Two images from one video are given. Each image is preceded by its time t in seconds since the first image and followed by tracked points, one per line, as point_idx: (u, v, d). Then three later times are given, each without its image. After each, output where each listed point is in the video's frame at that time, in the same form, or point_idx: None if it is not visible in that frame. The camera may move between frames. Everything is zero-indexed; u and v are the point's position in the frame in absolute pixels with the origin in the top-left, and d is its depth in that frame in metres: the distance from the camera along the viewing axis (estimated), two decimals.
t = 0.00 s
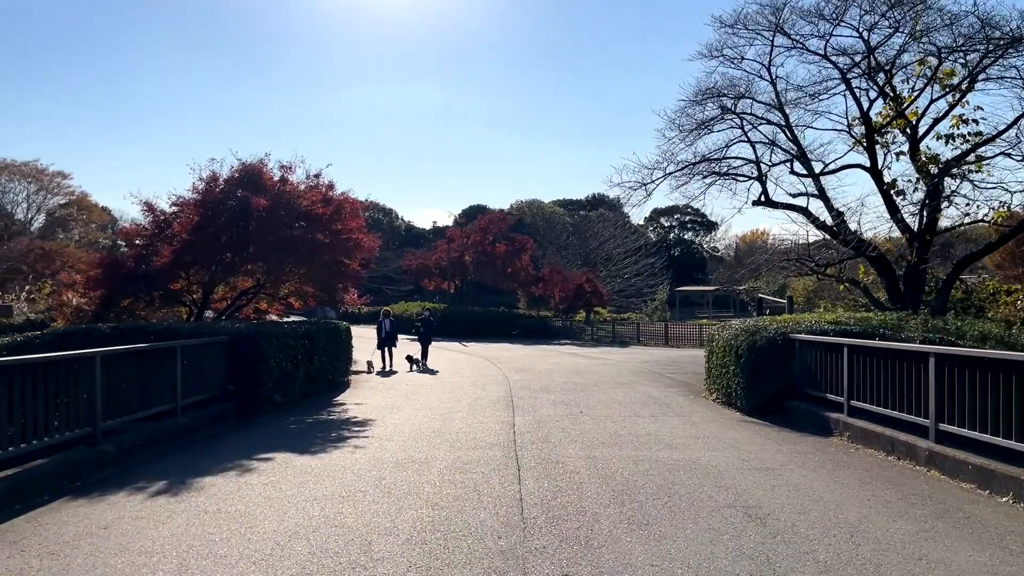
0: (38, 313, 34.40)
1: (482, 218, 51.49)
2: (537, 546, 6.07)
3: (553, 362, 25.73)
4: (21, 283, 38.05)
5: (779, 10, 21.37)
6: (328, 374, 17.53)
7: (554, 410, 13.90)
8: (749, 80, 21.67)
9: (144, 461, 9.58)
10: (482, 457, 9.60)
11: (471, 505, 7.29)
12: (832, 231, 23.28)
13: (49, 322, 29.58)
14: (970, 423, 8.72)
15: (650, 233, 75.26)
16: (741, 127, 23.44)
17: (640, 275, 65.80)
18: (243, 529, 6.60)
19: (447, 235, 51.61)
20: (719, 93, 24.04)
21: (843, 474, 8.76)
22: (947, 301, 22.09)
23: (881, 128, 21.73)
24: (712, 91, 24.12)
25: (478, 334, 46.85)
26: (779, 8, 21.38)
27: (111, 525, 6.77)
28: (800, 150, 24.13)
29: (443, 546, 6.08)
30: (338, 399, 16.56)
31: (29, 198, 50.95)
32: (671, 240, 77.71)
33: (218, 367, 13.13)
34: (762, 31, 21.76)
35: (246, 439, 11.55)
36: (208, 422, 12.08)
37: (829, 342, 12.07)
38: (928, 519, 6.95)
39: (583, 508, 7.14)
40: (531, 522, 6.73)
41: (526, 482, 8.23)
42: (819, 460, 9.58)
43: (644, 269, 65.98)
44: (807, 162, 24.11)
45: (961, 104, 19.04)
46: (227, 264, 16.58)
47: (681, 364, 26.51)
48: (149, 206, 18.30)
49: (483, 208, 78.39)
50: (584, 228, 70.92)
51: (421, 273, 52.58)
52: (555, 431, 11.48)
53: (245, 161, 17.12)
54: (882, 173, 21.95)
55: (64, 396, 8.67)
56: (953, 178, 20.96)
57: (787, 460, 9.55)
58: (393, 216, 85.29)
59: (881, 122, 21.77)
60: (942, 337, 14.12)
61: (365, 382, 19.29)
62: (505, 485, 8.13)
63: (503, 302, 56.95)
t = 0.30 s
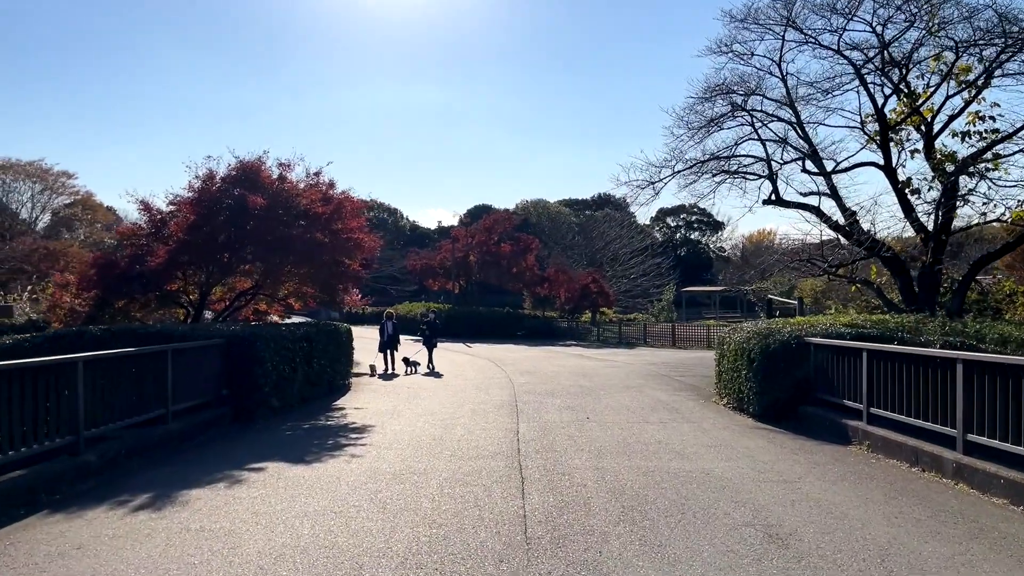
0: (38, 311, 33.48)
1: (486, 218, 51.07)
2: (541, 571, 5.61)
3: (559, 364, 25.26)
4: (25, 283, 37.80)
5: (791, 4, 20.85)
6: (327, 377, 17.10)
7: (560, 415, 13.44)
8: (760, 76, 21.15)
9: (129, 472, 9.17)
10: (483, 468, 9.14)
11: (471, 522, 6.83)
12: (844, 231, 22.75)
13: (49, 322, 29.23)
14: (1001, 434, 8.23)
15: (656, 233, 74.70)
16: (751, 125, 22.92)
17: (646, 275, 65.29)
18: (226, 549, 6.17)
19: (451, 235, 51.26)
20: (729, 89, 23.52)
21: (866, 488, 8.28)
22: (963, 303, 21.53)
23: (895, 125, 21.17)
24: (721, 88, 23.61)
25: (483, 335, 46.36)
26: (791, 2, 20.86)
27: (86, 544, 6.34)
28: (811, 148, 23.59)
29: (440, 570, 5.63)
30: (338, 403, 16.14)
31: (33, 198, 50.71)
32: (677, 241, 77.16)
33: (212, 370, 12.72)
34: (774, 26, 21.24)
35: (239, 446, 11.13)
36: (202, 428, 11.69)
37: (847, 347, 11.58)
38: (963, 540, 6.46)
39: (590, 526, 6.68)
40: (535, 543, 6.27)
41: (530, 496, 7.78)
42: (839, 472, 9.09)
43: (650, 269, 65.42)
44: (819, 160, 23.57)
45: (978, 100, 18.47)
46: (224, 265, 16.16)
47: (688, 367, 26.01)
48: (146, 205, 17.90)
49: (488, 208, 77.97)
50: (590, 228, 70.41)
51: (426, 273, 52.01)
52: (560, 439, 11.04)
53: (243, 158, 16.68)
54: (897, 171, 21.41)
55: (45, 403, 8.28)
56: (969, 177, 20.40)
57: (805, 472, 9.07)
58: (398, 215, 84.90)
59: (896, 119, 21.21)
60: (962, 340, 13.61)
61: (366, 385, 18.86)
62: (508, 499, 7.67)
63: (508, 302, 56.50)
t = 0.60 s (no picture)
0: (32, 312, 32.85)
1: (488, 217, 50.80)
2: None
3: (561, 364, 24.80)
4: (23, 283, 37.36)
5: None
6: (323, 376, 16.66)
7: (562, 417, 12.96)
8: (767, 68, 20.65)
9: (109, 477, 8.72)
10: (482, 473, 8.68)
11: (466, 534, 6.36)
12: (853, 228, 22.24)
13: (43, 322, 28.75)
14: None
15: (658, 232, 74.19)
16: (757, 119, 22.43)
17: (649, 274, 64.76)
18: (202, 564, 5.71)
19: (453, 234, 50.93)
20: (735, 83, 23.03)
21: (888, 495, 7.80)
22: (975, 301, 21.02)
23: (905, 119, 20.67)
24: (727, 81, 23.11)
25: (485, 334, 45.84)
26: None
27: (52, 558, 5.88)
28: (819, 143, 23.09)
29: None
30: (334, 404, 15.68)
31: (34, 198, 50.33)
32: (680, 240, 76.58)
33: (201, 369, 12.28)
34: (781, 17, 20.74)
35: (228, 449, 10.70)
36: (190, 429, 11.26)
37: (862, 346, 11.09)
38: (997, 553, 5.99)
39: (595, 538, 6.21)
40: (536, 556, 5.80)
41: (531, 504, 7.32)
42: (857, 477, 8.62)
43: (653, 268, 64.89)
44: (827, 156, 23.07)
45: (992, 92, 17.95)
46: (217, 262, 15.69)
47: (693, 367, 25.49)
48: (138, 200, 17.45)
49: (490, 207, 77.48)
50: (592, 227, 69.86)
51: (426, 272, 51.49)
52: (563, 442, 10.57)
53: (236, 152, 16.20)
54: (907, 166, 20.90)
55: (19, 404, 7.85)
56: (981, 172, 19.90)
57: (821, 477, 8.59)
58: (399, 215, 84.37)
59: (906, 113, 20.70)
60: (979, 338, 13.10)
61: (364, 386, 18.40)
62: (506, 507, 7.20)
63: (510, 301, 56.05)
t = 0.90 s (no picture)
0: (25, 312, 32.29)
1: (488, 217, 50.34)
2: None
3: (562, 366, 24.31)
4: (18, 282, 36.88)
5: None
6: (318, 379, 16.18)
7: (564, 422, 12.48)
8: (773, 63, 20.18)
9: (84, 489, 8.27)
10: (480, 485, 8.19)
11: (463, 554, 5.89)
12: (860, 227, 21.76)
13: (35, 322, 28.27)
14: None
15: (659, 233, 73.69)
16: (763, 115, 21.96)
17: (650, 275, 64.26)
18: None
19: (453, 234, 50.55)
20: (740, 79, 22.55)
21: (913, 509, 7.33)
22: (987, 302, 20.52)
23: (915, 116, 20.17)
24: (732, 77, 22.62)
25: (485, 335, 45.34)
26: None
27: None
28: (826, 140, 22.60)
29: None
30: (328, 407, 15.20)
31: (32, 197, 49.94)
32: (681, 240, 76.03)
33: (187, 373, 11.81)
34: (788, 11, 20.26)
35: (213, 457, 10.22)
36: (175, 435, 10.79)
37: (879, 349, 10.61)
38: None
39: (602, 560, 5.73)
40: None
41: (531, 519, 6.84)
42: (877, 489, 8.14)
43: (655, 268, 64.37)
44: (834, 153, 22.59)
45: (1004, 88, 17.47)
46: (207, 262, 15.21)
47: (697, 368, 25.00)
48: (128, 198, 16.98)
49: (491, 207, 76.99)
50: (593, 228, 69.36)
51: (426, 272, 51.02)
52: (566, 450, 10.09)
53: (227, 148, 15.71)
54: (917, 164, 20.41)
55: None
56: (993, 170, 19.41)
57: (840, 489, 8.12)
58: (399, 215, 83.87)
59: (915, 110, 20.22)
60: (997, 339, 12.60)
61: (360, 389, 17.92)
62: (505, 524, 6.71)
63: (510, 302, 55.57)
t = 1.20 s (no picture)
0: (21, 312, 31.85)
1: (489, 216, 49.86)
2: None
3: (566, 368, 23.83)
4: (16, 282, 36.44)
5: None
6: (314, 383, 15.70)
7: (569, 429, 12.00)
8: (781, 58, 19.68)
9: (58, 502, 7.83)
10: (480, 499, 7.69)
11: None
12: (871, 225, 21.25)
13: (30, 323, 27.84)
14: None
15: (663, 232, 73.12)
16: (770, 112, 21.47)
17: (654, 275, 63.71)
18: None
19: (454, 234, 50.17)
20: (747, 75, 22.05)
21: (945, 527, 6.83)
22: (1001, 303, 19.99)
23: (928, 111, 19.66)
24: (739, 73, 22.11)
25: (487, 336, 44.86)
26: None
27: None
28: (835, 137, 22.09)
29: None
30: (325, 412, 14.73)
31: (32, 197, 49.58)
32: (684, 239, 75.38)
33: (175, 377, 11.35)
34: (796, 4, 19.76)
35: (201, 466, 9.76)
36: (161, 443, 10.34)
37: (900, 353, 10.12)
38: None
39: None
40: None
41: (536, 539, 6.35)
42: (903, 504, 7.65)
43: (658, 268, 63.80)
44: (843, 151, 22.07)
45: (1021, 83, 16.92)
46: (199, 262, 14.74)
47: (704, 370, 24.51)
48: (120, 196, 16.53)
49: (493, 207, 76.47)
50: (595, 227, 68.76)
51: (427, 271, 50.31)
52: (572, 460, 9.60)
53: (219, 144, 15.21)
54: (929, 161, 19.90)
55: None
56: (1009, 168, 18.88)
57: (864, 503, 7.63)
58: (401, 215, 83.39)
59: (928, 106, 19.69)
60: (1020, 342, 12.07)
61: (358, 392, 17.44)
62: (507, 544, 6.23)
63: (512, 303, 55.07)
